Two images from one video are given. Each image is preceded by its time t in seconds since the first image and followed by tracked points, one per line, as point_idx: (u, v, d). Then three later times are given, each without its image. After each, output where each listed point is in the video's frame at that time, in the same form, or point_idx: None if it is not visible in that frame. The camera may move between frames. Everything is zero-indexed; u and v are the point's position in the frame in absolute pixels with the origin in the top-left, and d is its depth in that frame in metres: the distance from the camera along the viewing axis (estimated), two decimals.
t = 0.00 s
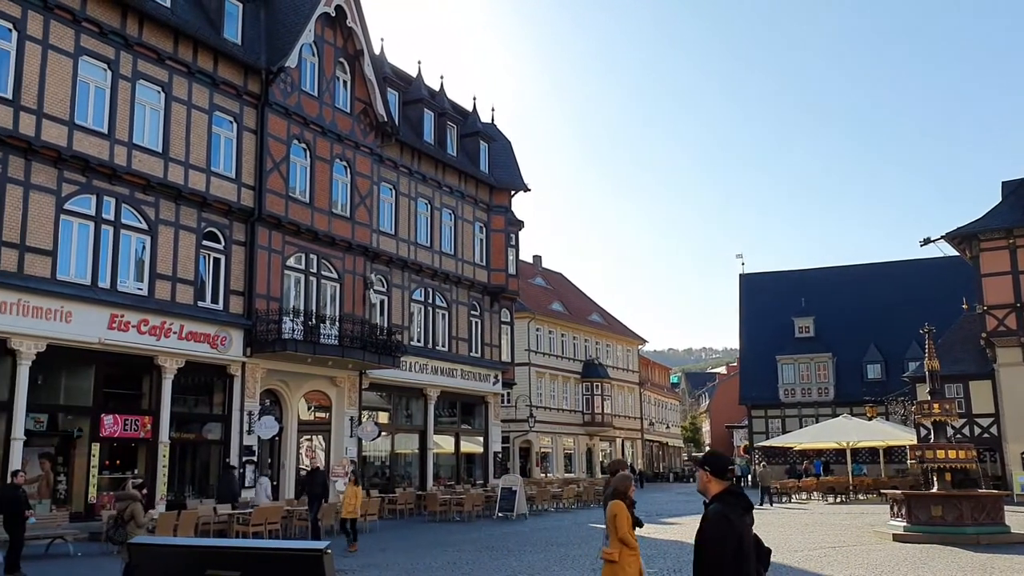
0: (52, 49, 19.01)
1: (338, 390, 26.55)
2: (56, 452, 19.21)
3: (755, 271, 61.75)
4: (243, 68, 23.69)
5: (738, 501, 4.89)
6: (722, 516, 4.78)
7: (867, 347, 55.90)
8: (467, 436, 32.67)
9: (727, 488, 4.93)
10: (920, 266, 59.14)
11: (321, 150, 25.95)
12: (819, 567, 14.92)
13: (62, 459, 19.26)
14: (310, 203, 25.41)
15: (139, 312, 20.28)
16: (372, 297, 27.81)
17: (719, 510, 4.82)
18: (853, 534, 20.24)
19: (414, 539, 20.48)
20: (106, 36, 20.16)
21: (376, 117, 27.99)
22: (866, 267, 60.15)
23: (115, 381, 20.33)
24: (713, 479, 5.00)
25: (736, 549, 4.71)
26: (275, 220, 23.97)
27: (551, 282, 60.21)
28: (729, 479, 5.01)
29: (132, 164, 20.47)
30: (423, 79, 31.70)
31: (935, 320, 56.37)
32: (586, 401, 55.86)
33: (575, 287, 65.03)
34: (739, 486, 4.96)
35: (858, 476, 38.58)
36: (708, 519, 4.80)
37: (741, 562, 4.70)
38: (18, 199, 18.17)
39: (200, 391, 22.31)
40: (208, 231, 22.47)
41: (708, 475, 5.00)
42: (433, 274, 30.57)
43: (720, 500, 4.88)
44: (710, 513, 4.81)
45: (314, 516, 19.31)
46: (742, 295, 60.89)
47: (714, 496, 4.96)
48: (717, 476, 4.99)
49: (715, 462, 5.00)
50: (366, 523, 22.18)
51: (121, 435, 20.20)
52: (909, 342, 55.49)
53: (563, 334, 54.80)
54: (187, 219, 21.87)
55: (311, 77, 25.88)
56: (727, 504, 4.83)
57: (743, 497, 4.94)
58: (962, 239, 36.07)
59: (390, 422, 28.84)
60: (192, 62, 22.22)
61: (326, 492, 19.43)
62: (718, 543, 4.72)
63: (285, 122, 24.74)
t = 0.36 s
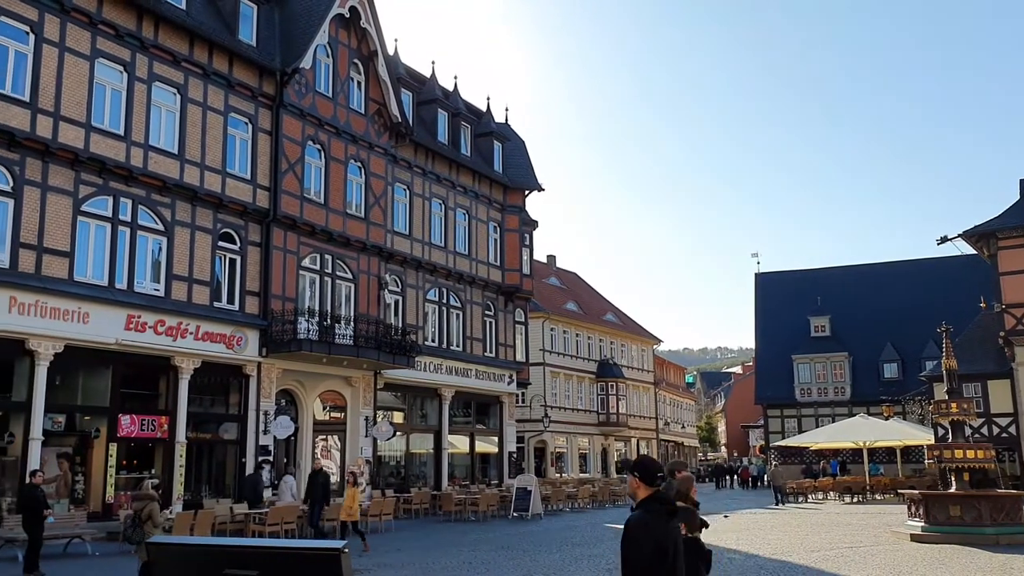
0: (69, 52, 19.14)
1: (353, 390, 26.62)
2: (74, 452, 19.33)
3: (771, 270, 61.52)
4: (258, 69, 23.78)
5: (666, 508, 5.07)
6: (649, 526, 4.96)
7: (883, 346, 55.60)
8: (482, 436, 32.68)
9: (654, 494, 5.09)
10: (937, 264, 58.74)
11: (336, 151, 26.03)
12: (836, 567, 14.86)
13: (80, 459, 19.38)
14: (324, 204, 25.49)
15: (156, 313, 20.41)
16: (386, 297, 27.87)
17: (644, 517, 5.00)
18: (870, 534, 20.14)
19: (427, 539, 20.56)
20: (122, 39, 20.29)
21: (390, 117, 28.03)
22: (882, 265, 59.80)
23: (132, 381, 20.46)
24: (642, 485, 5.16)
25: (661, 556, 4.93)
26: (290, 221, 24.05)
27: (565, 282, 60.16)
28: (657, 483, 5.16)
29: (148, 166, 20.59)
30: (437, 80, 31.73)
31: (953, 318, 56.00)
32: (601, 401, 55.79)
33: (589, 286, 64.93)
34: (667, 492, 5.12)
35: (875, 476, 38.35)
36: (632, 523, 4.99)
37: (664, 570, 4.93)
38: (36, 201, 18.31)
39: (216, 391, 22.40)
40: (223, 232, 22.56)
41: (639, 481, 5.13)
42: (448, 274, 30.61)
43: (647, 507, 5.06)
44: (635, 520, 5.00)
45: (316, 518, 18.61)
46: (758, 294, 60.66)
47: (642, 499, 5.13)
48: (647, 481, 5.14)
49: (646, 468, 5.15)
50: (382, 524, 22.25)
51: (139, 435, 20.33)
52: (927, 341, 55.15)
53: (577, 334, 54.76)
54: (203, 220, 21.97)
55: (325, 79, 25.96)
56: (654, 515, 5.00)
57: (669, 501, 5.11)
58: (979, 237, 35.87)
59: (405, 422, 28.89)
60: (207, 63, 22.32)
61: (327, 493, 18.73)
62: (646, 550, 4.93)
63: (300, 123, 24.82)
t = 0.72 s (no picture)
0: (83, 54, 19.25)
1: (366, 390, 26.68)
2: (89, 451, 19.45)
3: (784, 269, 61.31)
4: (271, 70, 23.85)
5: (612, 502, 5.07)
6: (591, 518, 4.95)
7: (897, 345, 55.33)
8: (494, 436, 32.70)
9: (601, 488, 5.08)
10: (952, 263, 58.39)
11: (348, 151, 26.08)
12: (851, 568, 14.79)
13: (95, 459, 19.48)
14: (337, 204, 25.55)
15: (170, 313, 20.51)
16: (399, 297, 27.90)
17: (588, 510, 4.99)
18: (885, 534, 20.04)
19: (440, 539, 20.55)
20: (136, 40, 20.38)
21: (402, 118, 28.07)
22: (897, 264, 59.48)
23: (146, 381, 20.56)
24: (591, 478, 5.13)
25: (599, 549, 4.89)
26: (303, 221, 24.12)
27: (577, 281, 60.03)
28: (607, 478, 5.14)
29: (161, 167, 20.69)
30: (449, 80, 31.75)
31: (968, 317, 55.67)
32: (614, 400, 55.71)
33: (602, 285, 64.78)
34: (615, 488, 5.10)
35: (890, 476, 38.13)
36: (577, 518, 4.97)
37: (602, 565, 4.87)
38: (51, 202, 18.42)
39: (230, 391, 22.49)
40: (237, 233, 22.65)
41: (588, 473, 5.12)
42: (459, 273, 30.62)
43: (593, 500, 5.05)
44: (578, 510, 5.00)
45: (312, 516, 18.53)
46: (771, 293, 60.45)
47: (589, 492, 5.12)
48: (597, 475, 5.12)
49: (596, 463, 5.13)
50: (394, 524, 22.32)
51: (153, 435, 20.44)
52: (941, 340, 54.85)
53: (590, 334, 54.66)
54: (217, 221, 22.05)
55: (338, 79, 26.02)
56: (596, 508, 4.99)
57: (616, 497, 5.10)
58: (995, 236, 35.64)
59: (418, 422, 28.93)
60: (220, 65, 22.40)
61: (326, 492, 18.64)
62: (584, 541, 4.91)
63: (312, 123, 24.88)
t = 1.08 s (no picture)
0: (97, 56, 19.35)
1: (379, 390, 26.74)
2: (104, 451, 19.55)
3: (798, 268, 61.06)
4: (283, 71, 23.91)
5: (557, 501, 5.33)
6: (536, 517, 5.25)
7: (912, 344, 55.02)
8: (508, 436, 32.71)
9: (546, 487, 5.34)
10: (968, 261, 58.01)
11: (361, 152, 26.14)
12: (866, 568, 14.72)
13: (110, 458, 19.59)
14: (350, 205, 25.61)
15: (184, 314, 20.59)
16: (411, 297, 27.94)
17: (536, 511, 5.27)
18: (901, 534, 19.93)
19: (453, 539, 20.56)
20: (149, 42, 20.48)
21: (414, 118, 28.10)
22: (912, 262, 59.13)
23: (161, 381, 20.65)
24: (537, 477, 5.37)
25: (544, 546, 5.20)
26: (316, 222, 24.19)
27: (590, 281, 59.95)
28: (553, 476, 5.39)
29: (175, 168, 20.78)
30: (461, 80, 31.77)
31: (983, 316, 55.31)
32: (627, 400, 55.64)
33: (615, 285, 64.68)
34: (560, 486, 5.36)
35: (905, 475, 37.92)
36: (524, 516, 5.26)
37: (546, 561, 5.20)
38: (66, 204, 18.52)
39: (244, 391, 22.57)
40: (250, 234, 22.73)
41: (534, 473, 5.35)
42: (472, 273, 30.63)
43: (538, 500, 5.31)
44: (526, 511, 5.28)
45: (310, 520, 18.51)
46: (785, 292, 60.22)
47: (535, 491, 5.37)
48: (543, 474, 5.36)
49: (541, 462, 5.35)
50: (408, 524, 22.38)
51: (168, 435, 20.53)
52: (956, 339, 54.54)
53: (603, 334, 54.60)
54: (230, 222, 22.13)
55: (350, 80, 26.07)
56: (543, 507, 5.27)
57: (561, 494, 5.37)
58: (1011, 234, 35.33)
59: (431, 422, 28.95)
60: (234, 66, 22.48)
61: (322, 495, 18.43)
62: (531, 538, 5.22)
63: (325, 124, 24.94)
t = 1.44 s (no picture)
0: (112, 58, 19.46)
1: (392, 390, 26.79)
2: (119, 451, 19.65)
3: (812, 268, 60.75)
4: (296, 72, 23.98)
5: (502, 505, 5.67)
6: (483, 523, 5.57)
7: (927, 343, 54.72)
8: (521, 436, 32.71)
9: (492, 492, 5.69)
10: (985, 260, 57.59)
11: (373, 152, 26.18)
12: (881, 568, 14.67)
13: (125, 458, 19.68)
14: (362, 205, 25.66)
15: (198, 314, 20.67)
16: (424, 298, 27.98)
17: (483, 516, 5.59)
18: (917, 535, 19.80)
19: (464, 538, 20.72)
20: (163, 44, 20.57)
21: (427, 118, 28.14)
22: (927, 261, 58.75)
23: (176, 381, 20.74)
24: (483, 483, 5.73)
25: (495, 548, 5.52)
26: (329, 222, 24.25)
27: (604, 281, 59.87)
28: (497, 482, 5.75)
29: (189, 169, 20.87)
30: (473, 80, 31.79)
31: (999, 315, 54.94)
32: (640, 400, 55.54)
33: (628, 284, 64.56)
34: (504, 492, 5.70)
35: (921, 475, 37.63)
36: (472, 521, 5.59)
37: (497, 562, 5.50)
38: (81, 205, 18.63)
39: (258, 391, 22.65)
40: (264, 234, 22.82)
41: (479, 479, 5.72)
42: (484, 273, 30.65)
43: (485, 507, 5.65)
44: (474, 515, 5.62)
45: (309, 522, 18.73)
46: (799, 291, 59.95)
47: (482, 497, 5.72)
48: (489, 480, 5.73)
49: (487, 469, 5.73)
50: (421, 524, 22.41)
51: (182, 435, 20.63)
52: (972, 338, 54.19)
53: (615, 333, 54.52)
54: (244, 223, 22.22)
55: (363, 81, 26.11)
56: (489, 512, 5.60)
57: (506, 499, 5.71)
58: None
59: (444, 421, 28.97)
60: (247, 67, 22.56)
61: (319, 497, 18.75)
62: (480, 545, 5.53)
63: (338, 125, 25.00)
